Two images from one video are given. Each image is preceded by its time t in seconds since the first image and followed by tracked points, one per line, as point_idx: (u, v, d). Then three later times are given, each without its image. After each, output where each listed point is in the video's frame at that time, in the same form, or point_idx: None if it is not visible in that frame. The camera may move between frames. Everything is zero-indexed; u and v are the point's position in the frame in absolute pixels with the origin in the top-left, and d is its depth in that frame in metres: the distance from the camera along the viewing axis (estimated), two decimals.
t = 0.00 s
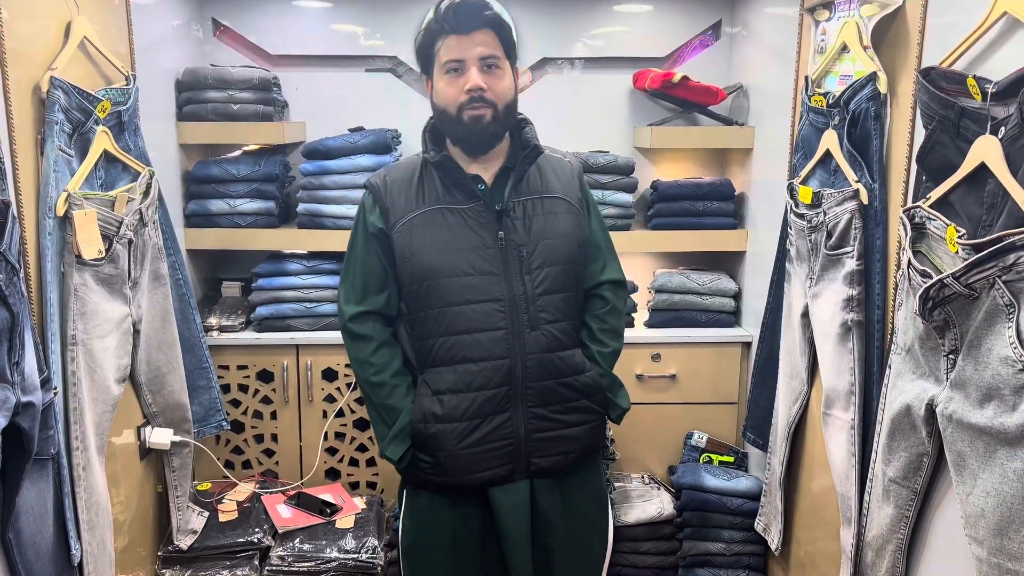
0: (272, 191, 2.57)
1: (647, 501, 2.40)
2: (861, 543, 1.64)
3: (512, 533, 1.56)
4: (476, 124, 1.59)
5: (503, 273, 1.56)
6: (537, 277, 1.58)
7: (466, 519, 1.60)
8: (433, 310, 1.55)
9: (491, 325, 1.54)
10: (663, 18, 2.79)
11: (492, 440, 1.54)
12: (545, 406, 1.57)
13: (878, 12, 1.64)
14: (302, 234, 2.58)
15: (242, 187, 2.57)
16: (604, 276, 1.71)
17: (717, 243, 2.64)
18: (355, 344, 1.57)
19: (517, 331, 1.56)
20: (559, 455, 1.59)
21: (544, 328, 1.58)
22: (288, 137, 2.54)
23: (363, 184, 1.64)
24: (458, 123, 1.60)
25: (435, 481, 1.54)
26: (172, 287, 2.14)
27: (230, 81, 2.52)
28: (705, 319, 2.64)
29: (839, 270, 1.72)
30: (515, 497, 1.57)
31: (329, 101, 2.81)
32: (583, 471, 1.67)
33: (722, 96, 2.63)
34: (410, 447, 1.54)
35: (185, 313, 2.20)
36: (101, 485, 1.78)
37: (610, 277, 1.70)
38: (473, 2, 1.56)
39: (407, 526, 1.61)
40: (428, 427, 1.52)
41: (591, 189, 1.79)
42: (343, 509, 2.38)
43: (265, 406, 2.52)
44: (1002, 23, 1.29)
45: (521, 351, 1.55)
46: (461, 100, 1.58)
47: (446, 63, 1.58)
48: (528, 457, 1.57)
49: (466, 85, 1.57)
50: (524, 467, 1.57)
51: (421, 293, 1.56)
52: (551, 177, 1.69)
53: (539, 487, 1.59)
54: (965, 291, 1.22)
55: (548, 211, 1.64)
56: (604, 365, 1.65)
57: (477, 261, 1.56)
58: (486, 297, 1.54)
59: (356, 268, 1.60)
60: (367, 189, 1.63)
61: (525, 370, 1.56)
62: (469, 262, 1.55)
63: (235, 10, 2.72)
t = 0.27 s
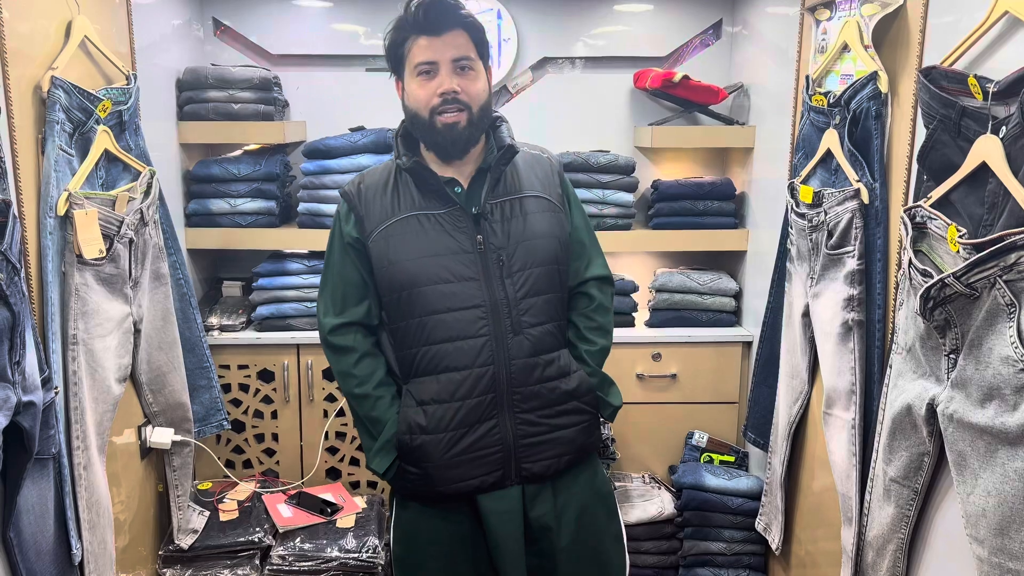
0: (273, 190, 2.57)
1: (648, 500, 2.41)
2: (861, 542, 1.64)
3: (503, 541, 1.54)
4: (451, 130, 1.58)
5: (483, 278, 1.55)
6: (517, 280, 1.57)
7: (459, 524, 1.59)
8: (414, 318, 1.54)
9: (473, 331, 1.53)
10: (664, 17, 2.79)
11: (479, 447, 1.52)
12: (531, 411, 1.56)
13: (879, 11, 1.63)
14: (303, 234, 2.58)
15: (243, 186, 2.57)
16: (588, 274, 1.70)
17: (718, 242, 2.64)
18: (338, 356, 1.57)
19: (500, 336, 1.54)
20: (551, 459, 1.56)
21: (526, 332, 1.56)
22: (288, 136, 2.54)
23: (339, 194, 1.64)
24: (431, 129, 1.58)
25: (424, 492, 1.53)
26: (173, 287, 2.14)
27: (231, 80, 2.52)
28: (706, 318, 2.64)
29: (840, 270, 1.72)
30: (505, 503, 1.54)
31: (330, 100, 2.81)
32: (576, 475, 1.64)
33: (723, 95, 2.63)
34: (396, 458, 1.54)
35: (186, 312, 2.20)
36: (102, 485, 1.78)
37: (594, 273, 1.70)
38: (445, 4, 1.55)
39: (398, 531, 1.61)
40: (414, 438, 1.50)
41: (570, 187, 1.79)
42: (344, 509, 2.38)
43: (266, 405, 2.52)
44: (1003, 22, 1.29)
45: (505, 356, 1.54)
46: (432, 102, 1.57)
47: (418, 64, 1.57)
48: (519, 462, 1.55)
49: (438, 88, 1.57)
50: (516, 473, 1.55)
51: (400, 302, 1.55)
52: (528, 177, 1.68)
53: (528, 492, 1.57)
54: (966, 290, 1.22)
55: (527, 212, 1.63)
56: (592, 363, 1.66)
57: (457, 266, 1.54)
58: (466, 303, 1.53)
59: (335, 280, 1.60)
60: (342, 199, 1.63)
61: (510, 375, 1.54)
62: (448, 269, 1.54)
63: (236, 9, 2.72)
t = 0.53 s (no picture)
0: (275, 189, 2.57)
1: (650, 500, 2.41)
2: (864, 542, 1.64)
3: (501, 543, 1.54)
4: (445, 132, 1.58)
5: (478, 281, 1.54)
6: (513, 282, 1.56)
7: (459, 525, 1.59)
8: (409, 323, 1.54)
9: (468, 335, 1.52)
10: (666, 16, 2.79)
11: (477, 452, 1.52)
12: (529, 413, 1.56)
13: (881, 10, 1.63)
14: (305, 233, 2.58)
15: (245, 185, 2.57)
16: (584, 271, 1.70)
17: (720, 241, 2.64)
18: (333, 361, 1.57)
19: (496, 339, 1.53)
20: (550, 461, 1.56)
21: (523, 334, 1.56)
22: (290, 136, 2.54)
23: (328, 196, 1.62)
24: (424, 130, 1.58)
25: (424, 495, 1.54)
26: (175, 286, 2.14)
27: (233, 80, 2.53)
28: (708, 317, 2.64)
29: (842, 269, 1.72)
30: (506, 505, 1.55)
31: (332, 99, 2.81)
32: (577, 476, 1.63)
33: (726, 94, 2.62)
34: (394, 463, 1.54)
35: (189, 312, 2.20)
36: (104, 484, 1.78)
37: (591, 271, 1.70)
38: (441, 4, 1.55)
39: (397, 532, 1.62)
40: (412, 443, 1.51)
41: (565, 183, 1.78)
42: (345, 508, 2.39)
43: (268, 405, 2.52)
44: (1006, 21, 1.29)
45: (501, 359, 1.53)
46: (426, 104, 1.57)
47: (413, 64, 1.57)
48: (518, 465, 1.55)
49: (432, 89, 1.57)
50: (516, 476, 1.56)
51: (395, 306, 1.55)
52: (521, 176, 1.67)
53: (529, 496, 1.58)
54: (969, 290, 1.22)
55: (521, 212, 1.62)
56: (590, 362, 1.66)
57: (451, 269, 1.54)
58: (461, 306, 1.52)
59: (328, 285, 1.59)
60: (332, 202, 1.61)
61: (507, 378, 1.54)
62: (442, 272, 1.53)
63: (238, 8, 2.72)
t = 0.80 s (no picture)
0: (277, 188, 2.58)
1: (651, 499, 2.41)
2: (865, 541, 1.64)
3: (502, 545, 1.55)
4: (449, 131, 1.57)
5: (480, 282, 1.54)
6: (516, 283, 1.56)
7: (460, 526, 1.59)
8: (411, 323, 1.54)
9: (470, 336, 1.52)
10: (668, 15, 2.78)
11: (477, 453, 1.53)
12: (530, 415, 1.56)
13: (883, 9, 1.63)
14: (307, 232, 2.59)
15: (247, 184, 2.58)
16: (589, 271, 1.70)
17: (722, 240, 2.64)
18: (334, 360, 1.57)
19: (497, 341, 1.53)
20: (551, 463, 1.57)
21: (525, 336, 1.56)
22: (292, 135, 2.54)
23: (331, 194, 1.62)
24: (428, 129, 1.57)
25: (423, 496, 1.55)
26: (177, 285, 2.14)
27: (235, 79, 2.53)
28: (710, 316, 2.64)
29: (844, 268, 1.72)
30: (506, 507, 1.55)
31: (334, 98, 2.81)
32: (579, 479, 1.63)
33: (728, 93, 2.62)
34: (393, 464, 1.55)
35: (191, 310, 2.20)
36: (106, 482, 1.78)
37: (595, 270, 1.70)
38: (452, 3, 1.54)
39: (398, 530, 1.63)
40: (412, 444, 1.51)
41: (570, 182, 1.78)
42: (347, 506, 2.39)
43: (269, 404, 2.52)
44: (1009, 20, 1.29)
45: (503, 361, 1.53)
46: (432, 103, 1.56)
47: (420, 62, 1.55)
48: (519, 468, 1.55)
49: (438, 89, 1.55)
50: (517, 478, 1.56)
51: (397, 306, 1.55)
52: (525, 176, 1.67)
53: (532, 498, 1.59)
54: (971, 289, 1.22)
55: (525, 212, 1.62)
56: (593, 363, 1.67)
57: (454, 270, 1.53)
58: (463, 307, 1.52)
59: (330, 284, 1.59)
60: (335, 199, 1.62)
61: (509, 380, 1.53)
62: (444, 273, 1.53)
63: (240, 7, 2.73)
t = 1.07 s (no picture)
0: (278, 186, 2.58)
1: (652, 497, 2.41)
2: (866, 540, 1.64)
3: (503, 551, 1.55)
4: (462, 131, 1.56)
5: (488, 285, 1.52)
6: (525, 287, 1.55)
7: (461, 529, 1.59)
8: (417, 323, 1.53)
9: (476, 339, 1.51)
10: (670, 14, 2.78)
11: (480, 458, 1.52)
12: (536, 422, 1.55)
13: (886, 7, 1.63)
14: (308, 230, 2.59)
15: (248, 182, 2.58)
16: (604, 277, 1.70)
17: (723, 239, 2.64)
18: (340, 356, 1.57)
19: (504, 345, 1.52)
20: (555, 472, 1.56)
21: (532, 341, 1.54)
22: (293, 133, 2.54)
23: (345, 188, 1.63)
24: (442, 127, 1.56)
25: (424, 498, 1.55)
26: (178, 282, 2.14)
27: (236, 77, 2.53)
28: (711, 315, 2.64)
29: (846, 267, 1.71)
30: (507, 514, 1.55)
31: (335, 96, 2.81)
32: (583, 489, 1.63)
33: (730, 91, 2.61)
34: (395, 463, 1.56)
35: (192, 309, 2.20)
36: (108, 480, 1.78)
37: (611, 276, 1.70)
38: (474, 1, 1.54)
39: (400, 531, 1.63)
40: (415, 446, 1.51)
41: (591, 184, 1.75)
42: (348, 505, 2.39)
43: (270, 402, 2.52)
44: (1012, 19, 1.28)
45: (509, 365, 1.52)
46: (447, 100, 1.55)
47: (437, 58, 1.55)
48: (522, 474, 1.55)
49: (454, 86, 1.55)
50: (519, 484, 1.55)
51: (404, 305, 1.54)
52: (542, 177, 1.65)
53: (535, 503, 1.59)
54: (974, 288, 1.22)
55: (539, 215, 1.60)
56: (605, 372, 1.65)
57: (462, 271, 1.52)
58: (470, 310, 1.51)
59: (340, 279, 1.60)
60: (349, 194, 1.62)
61: (515, 385, 1.52)
62: (452, 274, 1.52)
63: (241, 5, 2.72)
